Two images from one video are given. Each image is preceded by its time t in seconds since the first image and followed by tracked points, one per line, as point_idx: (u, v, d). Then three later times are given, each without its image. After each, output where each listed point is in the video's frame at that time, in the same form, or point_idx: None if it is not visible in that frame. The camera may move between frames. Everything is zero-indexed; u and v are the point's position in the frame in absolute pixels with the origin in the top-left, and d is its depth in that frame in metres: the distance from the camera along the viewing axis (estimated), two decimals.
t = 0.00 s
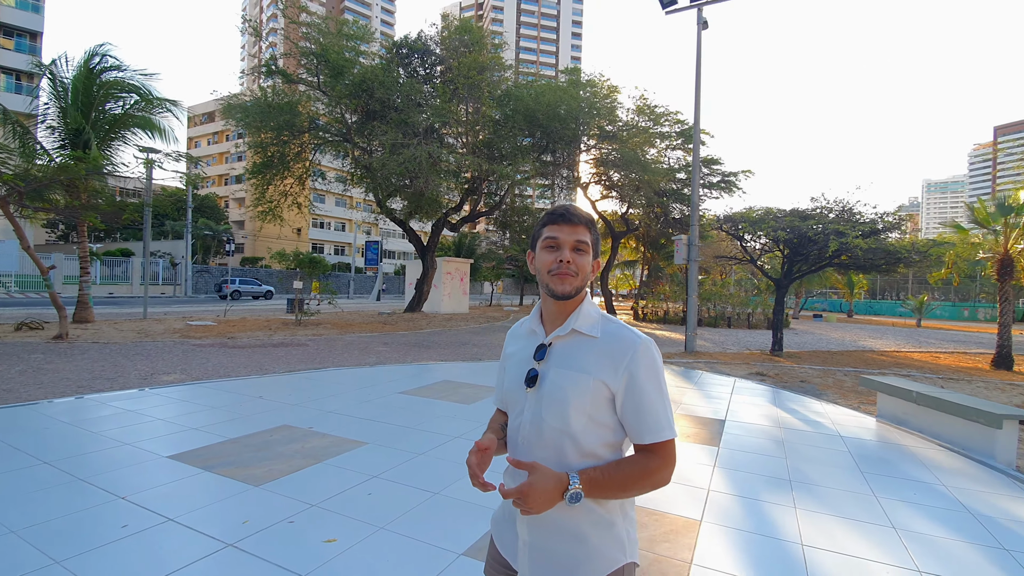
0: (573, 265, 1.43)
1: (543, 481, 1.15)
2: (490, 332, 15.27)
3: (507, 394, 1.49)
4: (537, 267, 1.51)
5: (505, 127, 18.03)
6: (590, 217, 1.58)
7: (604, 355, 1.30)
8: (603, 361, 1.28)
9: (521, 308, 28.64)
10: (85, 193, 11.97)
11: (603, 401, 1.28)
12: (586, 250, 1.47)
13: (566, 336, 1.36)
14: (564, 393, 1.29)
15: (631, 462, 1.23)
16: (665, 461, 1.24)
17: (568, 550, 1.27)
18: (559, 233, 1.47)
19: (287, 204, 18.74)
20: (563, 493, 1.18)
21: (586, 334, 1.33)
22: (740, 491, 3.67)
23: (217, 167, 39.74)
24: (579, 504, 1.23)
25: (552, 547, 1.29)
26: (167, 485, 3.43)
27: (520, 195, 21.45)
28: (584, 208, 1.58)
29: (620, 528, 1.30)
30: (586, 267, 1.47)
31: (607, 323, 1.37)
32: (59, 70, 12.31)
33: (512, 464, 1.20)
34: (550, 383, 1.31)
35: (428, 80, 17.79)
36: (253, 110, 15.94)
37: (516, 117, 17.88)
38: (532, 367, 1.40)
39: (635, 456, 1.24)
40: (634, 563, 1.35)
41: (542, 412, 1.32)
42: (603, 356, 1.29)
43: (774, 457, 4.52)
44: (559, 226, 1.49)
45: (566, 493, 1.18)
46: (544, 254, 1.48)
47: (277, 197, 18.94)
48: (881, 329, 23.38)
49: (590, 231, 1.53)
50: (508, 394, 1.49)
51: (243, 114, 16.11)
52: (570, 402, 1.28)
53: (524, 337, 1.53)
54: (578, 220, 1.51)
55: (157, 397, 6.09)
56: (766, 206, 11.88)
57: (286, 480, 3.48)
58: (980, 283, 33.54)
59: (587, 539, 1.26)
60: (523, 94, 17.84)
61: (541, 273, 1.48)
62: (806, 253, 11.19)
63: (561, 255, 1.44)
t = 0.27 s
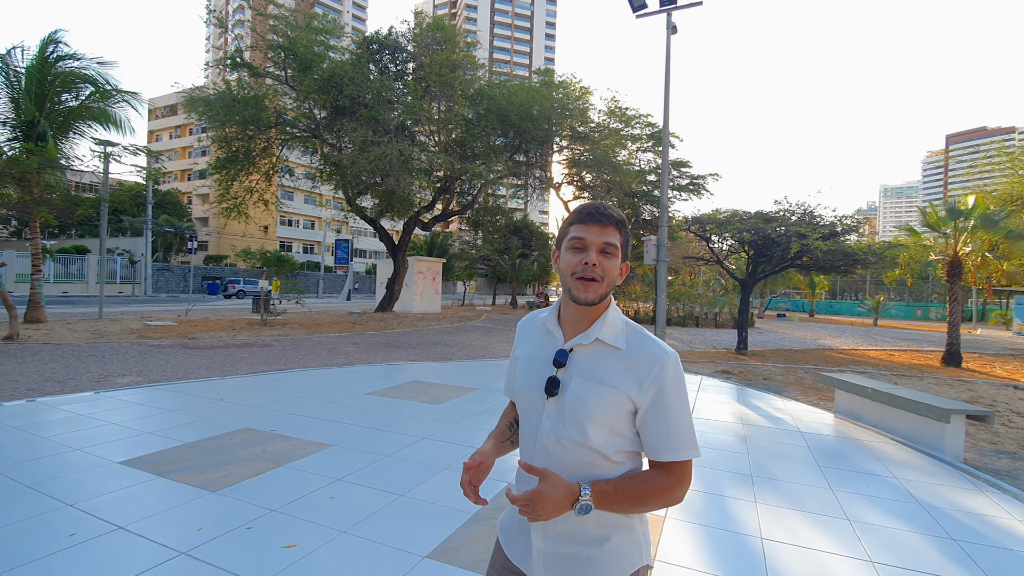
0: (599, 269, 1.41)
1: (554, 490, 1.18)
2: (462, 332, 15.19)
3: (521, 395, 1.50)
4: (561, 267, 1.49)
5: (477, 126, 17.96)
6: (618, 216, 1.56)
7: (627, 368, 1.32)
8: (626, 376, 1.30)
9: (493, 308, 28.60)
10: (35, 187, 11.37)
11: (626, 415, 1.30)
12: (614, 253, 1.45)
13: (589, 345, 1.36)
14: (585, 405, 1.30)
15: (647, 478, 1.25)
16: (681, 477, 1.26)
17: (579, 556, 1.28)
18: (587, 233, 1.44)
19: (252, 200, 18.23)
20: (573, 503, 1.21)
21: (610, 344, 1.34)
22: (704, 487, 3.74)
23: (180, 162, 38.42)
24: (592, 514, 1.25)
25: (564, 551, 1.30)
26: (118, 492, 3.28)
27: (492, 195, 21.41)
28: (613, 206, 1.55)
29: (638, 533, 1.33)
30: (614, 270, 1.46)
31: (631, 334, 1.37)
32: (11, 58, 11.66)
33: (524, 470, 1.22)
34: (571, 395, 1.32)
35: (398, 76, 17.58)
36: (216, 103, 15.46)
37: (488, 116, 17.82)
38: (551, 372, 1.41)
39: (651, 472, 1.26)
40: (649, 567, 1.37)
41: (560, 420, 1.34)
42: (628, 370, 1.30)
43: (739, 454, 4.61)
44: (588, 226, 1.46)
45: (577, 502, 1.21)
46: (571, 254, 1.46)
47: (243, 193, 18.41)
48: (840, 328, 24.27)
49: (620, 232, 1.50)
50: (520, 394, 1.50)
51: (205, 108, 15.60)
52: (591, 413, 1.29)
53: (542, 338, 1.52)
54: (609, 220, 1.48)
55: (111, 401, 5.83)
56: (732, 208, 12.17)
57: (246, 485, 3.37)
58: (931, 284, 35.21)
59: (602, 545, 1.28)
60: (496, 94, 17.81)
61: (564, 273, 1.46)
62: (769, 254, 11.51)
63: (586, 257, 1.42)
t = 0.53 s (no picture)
0: (610, 264, 1.47)
1: (569, 494, 1.22)
2: (439, 332, 15.06)
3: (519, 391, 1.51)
4: (571, 261, 1.53)
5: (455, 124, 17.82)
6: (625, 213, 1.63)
7: (635, 368, 1.40)
8: (634, 375, 1.39)
9: (471, 308, 28.46)
10: None
11: (632, 414, 1.39)
12: (625, 248, 1.52)
13: (598, 342, 1.42)
14: (596, 403, 1.36)
15: (650, 478, 1.35)
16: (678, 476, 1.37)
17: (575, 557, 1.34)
18: (599, 228, 1.51)
19: (222, 197, 17.73)
20: (586, 506, 1.26)
21: (619, 342, 1.42)
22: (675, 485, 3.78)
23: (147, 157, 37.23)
24: (597, 517, 1.31)
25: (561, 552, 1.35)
26: (72, 499, 3.14)
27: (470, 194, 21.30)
28: (621, 202, 1.62)
29: (630, 536, 1.41)
30: (623, 264, 1.52)
31: (636, 333, 1.46)
32: None
33: (537, 473, 1.25)
34: (580, 394, 1.37)
35: (374, 72, 17.32)
36: (183, 97, 14.99)
37: (465, 114, 17.69)
38: (557, 369, 1.44)
39: (652, 471, 1.36)
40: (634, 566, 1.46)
41: (567, 419, 1.38)
42: (637, 371, 1.38)
43: (709, 451, 4.68)
44: (600, 221, 1.53)
45: (589, 504, 1.26)
46: (580, 249, 1.51)
47: (213, 189, 17.92)
48: (810, 327, 24.89)
49: (630, 229, 1.57)
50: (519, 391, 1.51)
51: (172, 101, 15.12)
52: (600, 414, 1.36)
53: (544, 332, 1.55)
54: (619, 217, 1.55)
55: (69, 403, 5.60)
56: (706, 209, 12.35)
57: (208, 490, 3.26)
58: (896, 286, 36.37)
59: (600, 547, 1.34)
60: (473, 92, 17.69)
61: (575, 268, 1.51)
62: (742, 255, 11.71)
63: (598, 251, 1.47)
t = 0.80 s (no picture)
0: (599, 264, 1.46)
1: (561, 490, 1.19)
2: (426, 332, 14.98)
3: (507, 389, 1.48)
4: (560, 261, 1.51)
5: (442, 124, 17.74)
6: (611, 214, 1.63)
7: (624, 366, 1.39)
8: (625, 373, 1.38)
9: (459, 308, 28.38)
10: None
11: (621, 412, 1.37)
12: (613, 249, 1.51)
13: (587, 341, 1.41)
14: (586, 401, 1.35)
15: (639, 476, 1.33)
16: (666, 475, 1.36)
17: (564, 556, 1.31)
18: (589, 228, 1.49)
19: (205, 195, 17.47)
20: (578, 502, 1.23)
21: (608, 340, 1.40)
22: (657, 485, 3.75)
23: (129, 153, 36.57)
24: (587, 516, 1.29)
25: (549, 551, 1.32)
26: (39, 504, 3.04)
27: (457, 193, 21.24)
28: (608, 203, 1.62)
29: (619, 539, 1.38)
30: (614, 265, 1.51)
31: (625, 332, 1.46)
32: None
33: (528, 469, 1.22)
34: (572, 391, 1.35)
35: (359, 70, 17.19)
36: (165, 93, 14.75)
37: (452, 114, 17.63)
38: (547, 366, 1.42)
39: (641, 469, 1.35)
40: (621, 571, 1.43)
41: (559, 417, 1.36)
42: (626, 368, 1.38)
43: (693, 451, 4.69)
44: (589, 221, 1.52)
45: (580, 501, 1.24)
46: (570, 249, 1.50)
47: (196, 187, 17.63)
48: (794, 327, 25.18)
49: (619, 229, 1.56)
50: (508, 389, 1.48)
51: (152, 97, 14.88)
52: (590, 411, 1.34)
53: (533, 331, 1.52)
54: (608, 216, 1.54)
55: (40, 405, 5.45)
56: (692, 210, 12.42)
57: (182, 495, 3.17)
58: (879, 286, 36.97)
59: (588, 548, 1.32)
60: (460, 91, 17.62)
61: (564, 268, 1.49)
62: (727, 255, 11.78)
63: (587, 252, 1.46)
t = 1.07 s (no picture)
0: (590, 262, 1.41)
1: (548, 484, 1.13)
2: (421, 332, 14.93)
3: (496, 385, 1.43)
4: (549, 259, 1.47)
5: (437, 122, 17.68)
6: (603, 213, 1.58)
7: (611, 362, 1.34)
8: (611, 369, 1.33)
9: (455, 307, 28.32)
10: None
11: (608, 407, 1.33)
12: (602, 247, 1.46)
13: (574, 337, 1.36)
14: (572, 397, 1.30)
15: (627, 471, 1.29)
16: (655, 471, 1.31)
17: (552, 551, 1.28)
18: (578, 226, 1.45)
19: (199, 193, 17.35)
20: (564, 497, 1.18)
21: (595, 337, 1.35)
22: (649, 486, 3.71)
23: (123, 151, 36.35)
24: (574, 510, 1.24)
25: (538, 544, 1.29)
26: (18, 507, 2.97)
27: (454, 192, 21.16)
28: (599, 203, 1.58)
29: (608, 537, 1.34)
30: (603, 263, 1.46)
31: (613, 330, 1.41)
32: None
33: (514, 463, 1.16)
34: (558, 385, 1.30)
35: (354, 68, 17.11)
36: (158, 90, 14.63)
37: (448, 113, 17.57)
38: (533, 362, 1.38)
39: (626, 465, 1.30)
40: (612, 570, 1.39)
41: (545, 413, 1.31)
42: (613, 362, 1.33)
43: (685, 451, 4.65)
44: (579, 220, 1.47)
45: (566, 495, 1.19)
46: (559, 245, 1.46)
47: (189, 185, 17.51)
48: (790, 327, 25.24)
49: (609, 228, 1.52)
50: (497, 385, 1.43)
51: (144, 94, 14.75)
52: (578, 405, 1.29)
53: (521, 329, 1.48)
54: (597, 215, 1.50)
55: (25, 405, 5.37)
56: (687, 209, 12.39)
57: (164, 497, 3.11)
58: (873, 286, 37.10)
59: (576, 544, 1.28)
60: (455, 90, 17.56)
61: (551, 264, 1.45)
62: (722, 255, 11.76)
63: (576, 250, 1.42)
